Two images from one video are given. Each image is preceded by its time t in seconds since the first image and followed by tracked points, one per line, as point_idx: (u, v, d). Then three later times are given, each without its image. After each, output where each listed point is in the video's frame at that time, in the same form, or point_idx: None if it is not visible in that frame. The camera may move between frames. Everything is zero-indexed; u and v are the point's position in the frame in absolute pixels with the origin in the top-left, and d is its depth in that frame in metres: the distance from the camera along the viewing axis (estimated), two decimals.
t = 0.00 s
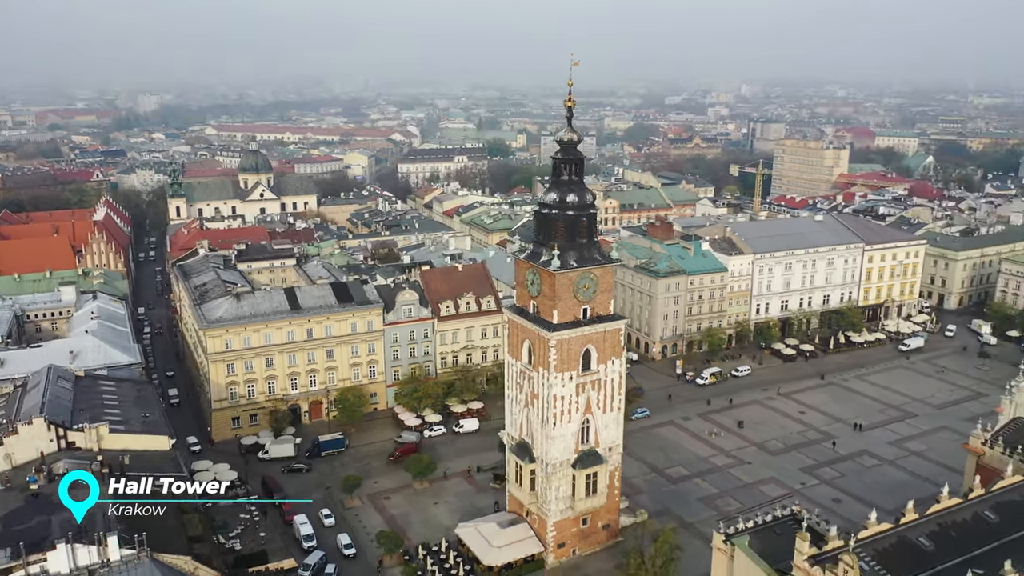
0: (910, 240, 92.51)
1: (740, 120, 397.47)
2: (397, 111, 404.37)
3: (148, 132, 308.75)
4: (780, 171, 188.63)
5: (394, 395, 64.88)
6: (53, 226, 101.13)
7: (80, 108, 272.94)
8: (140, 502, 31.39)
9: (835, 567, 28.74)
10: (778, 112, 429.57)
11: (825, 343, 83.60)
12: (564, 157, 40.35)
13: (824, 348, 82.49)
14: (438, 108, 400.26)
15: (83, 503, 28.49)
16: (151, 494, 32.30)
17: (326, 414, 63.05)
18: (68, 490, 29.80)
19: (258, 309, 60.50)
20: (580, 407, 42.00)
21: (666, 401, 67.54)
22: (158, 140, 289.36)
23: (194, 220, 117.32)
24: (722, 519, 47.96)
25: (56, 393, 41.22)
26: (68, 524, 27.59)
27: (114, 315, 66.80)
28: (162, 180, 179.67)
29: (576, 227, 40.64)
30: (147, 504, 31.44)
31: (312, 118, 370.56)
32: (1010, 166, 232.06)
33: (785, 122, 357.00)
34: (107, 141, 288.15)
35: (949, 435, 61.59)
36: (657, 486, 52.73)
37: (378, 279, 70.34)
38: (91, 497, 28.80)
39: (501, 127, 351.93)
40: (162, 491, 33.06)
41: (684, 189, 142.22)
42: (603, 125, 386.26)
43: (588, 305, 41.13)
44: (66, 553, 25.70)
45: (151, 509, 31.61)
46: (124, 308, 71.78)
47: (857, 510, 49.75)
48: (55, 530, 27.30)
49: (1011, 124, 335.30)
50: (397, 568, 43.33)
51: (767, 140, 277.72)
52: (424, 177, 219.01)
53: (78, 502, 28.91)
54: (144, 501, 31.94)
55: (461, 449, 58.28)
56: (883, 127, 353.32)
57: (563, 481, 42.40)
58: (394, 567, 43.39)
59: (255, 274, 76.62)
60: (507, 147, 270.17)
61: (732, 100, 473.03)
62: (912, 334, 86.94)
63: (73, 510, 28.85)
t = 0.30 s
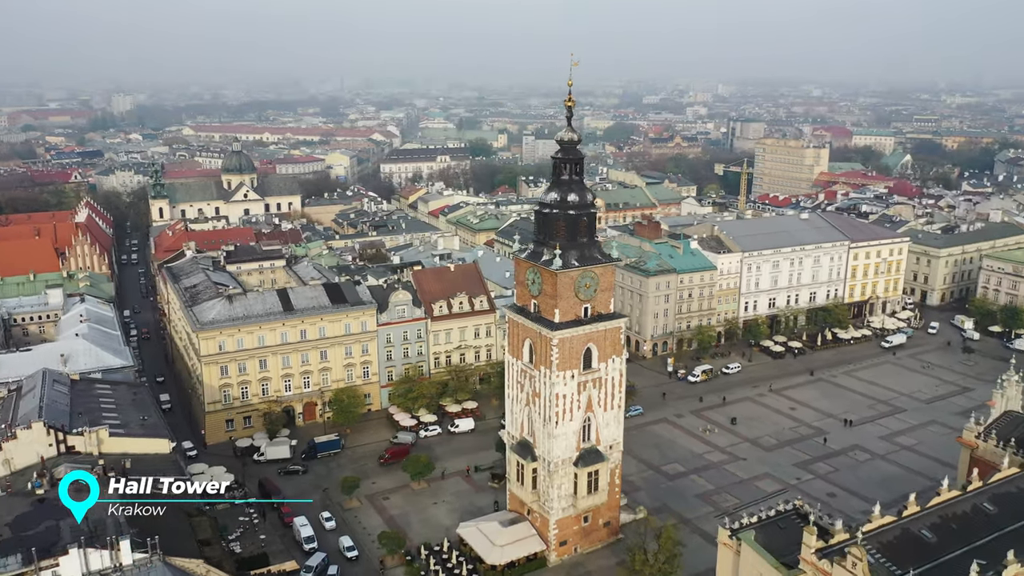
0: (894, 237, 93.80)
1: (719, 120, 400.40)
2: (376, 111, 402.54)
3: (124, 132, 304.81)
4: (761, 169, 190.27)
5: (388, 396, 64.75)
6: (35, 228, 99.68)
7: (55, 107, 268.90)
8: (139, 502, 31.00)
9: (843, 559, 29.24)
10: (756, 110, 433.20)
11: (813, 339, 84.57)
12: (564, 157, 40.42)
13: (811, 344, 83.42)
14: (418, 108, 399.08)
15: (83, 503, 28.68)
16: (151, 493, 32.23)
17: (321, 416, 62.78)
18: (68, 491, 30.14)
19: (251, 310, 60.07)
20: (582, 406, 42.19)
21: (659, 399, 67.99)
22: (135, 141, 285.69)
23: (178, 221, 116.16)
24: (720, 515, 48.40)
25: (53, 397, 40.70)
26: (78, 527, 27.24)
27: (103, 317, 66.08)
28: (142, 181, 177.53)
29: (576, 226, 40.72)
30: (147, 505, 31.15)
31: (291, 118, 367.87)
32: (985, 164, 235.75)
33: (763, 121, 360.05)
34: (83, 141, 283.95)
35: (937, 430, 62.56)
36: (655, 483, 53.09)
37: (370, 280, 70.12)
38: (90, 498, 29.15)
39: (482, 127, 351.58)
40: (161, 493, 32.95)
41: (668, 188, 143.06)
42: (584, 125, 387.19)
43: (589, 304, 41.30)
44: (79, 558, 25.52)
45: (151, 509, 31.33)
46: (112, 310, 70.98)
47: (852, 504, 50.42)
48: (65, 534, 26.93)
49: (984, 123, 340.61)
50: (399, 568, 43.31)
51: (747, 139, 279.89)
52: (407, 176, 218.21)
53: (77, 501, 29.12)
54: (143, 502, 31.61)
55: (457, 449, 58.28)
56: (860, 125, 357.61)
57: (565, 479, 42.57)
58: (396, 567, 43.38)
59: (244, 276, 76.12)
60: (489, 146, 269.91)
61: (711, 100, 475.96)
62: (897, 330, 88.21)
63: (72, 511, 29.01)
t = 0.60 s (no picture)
0: (884, 235, 94.77)
1: (704, 119, 402.37)
2: (362, 111, 401.30)
3: (107, 132, 301.52)
4: (749, 168, 191.47)
5: (386, 396, 64.69)
6: (22, 230, 98.65)
7: (37, 107, 265.86)
8: (140, 502, 30.87)
9: (852, 553, 29.60)
10: (741, 109, 435.71)
11: (805, 337, 85.33)
12: (567, 157, 40.55)
13: (804, 342, 84.12)
14: (404, 108, 398.05)
15: (82, 503, 28.81)
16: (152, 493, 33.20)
17: (318, 417, 62.61)
18: (67, 491, 30.74)
19: (248, 311, 59.81)
20: (585, 404, 42.38)
21: (656, 397, 68.33)
22: (118, 141, 282.85)
23: (168, 222, 115.29)
24: (721, 512, 48.75)
25: (55, 400, 40.42)
26: (92, 530, 27.00)
27: (97, 319, 65.62)
28: (127, 182, 175.93)
29: (580, 226, 40.84)
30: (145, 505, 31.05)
31: (276, 118, 365.56)
32: (967, 163, 238.48)
33: (748, 120, 362.27)
34: (65, 141, 280.72)
35: (931, 425, 63.31)
36: (655, 480, 53.41)
37: (366, 280, 70.00)
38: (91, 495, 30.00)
39: (469, 127, 351.51)
40: (161, 494, 33.17)
41: (658, 187, 143.56)
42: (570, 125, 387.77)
43: (593, 302, 41.46)
44: (94, 561, 25.28)
45: (151, 509, 31.25)
46: (106, 312, 70.47)
47: (850, 499, 50.93)
48: (80, 537, 26.71)
49: (966, 122, 344.67)
50: (403, 568, 43.31)
51: (733, 138, 281.53)
52: (395, 176, 217.69)
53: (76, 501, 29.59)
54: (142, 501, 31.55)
55: (457, 449, 58.29)
56: (843, 124, 360.74)
57: (570, 478, 42.75)
58: (401, 567, 43.40)
59: (238, 276, 75.84)
60: (476, 146, 269.77)
61: (696, 99, 478.04)
62: (887, 327, 89.14)
63: (74, 513, 29.16)
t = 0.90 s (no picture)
0: (873, 233, 95.83)
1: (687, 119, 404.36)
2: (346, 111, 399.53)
3: (88, 133, 297.88)
4: (735, 167, 192.68)
5: (384, 397, 64.61)
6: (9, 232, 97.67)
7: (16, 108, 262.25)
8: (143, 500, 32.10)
9: (863, 547, 29.94)
10: (724, 108, 438.33)
11: (797, 334, 86.14)
12: (572, 157, 40.74)
13: (796, 339, 84.89)
14: (387, 108, 396.79)
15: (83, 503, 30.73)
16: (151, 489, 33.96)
17: (317, 418, 62.45)
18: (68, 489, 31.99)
19: (246, 313, 59.52)
20: (591, 403, 42.59)
21: (652, 395, 68.72)
22: (100, 142, 279.68)
23: (156, 223, 114.36)
24: (723, 508, 49.15)
25: (57, 403, 40.00)
26: (109, 534, 26.84)
27: (91, 322, 65.06)
28: (112, 184, 174.12)
29: (586, 225, 41.08)
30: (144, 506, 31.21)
31: (259, 118, 362.82)
32: (949, 161, 241.38)
33: (731, 119, 364.32)
34: (45, 142, 277.08)
35: (924, 420, 64.15)
36: (656, 478, 53.75)
37: (362, 281, 69.88)
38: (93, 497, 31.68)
39: (454, 126, 351.02)
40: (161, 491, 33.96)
41: (647, 186, 144.19)
42: (555, 124, 388.23)
43: (598, 301, 41.69)
44: (112, 565, 25.17)
45: (152, 509, 31.07)
46: (99, 315, 69.88)
47: (849, 494, 51.53)
48: (96, 541, 26.54)
49: (946, 121, 348.93)
50: (410, 568, 43.35)
51: (718, 137, 283.15)
52: (382, 177, 217.04)
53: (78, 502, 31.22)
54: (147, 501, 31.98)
55: (457, 449, 58.34)
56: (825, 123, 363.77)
57: (575, 476, 42.93)
58: (407, 567, 43.46)
59: (233, 278, 75.43)
60: (462, 146, 269.34)
61: (679, 99, 480.17)
62: (877, 324, 90.14)
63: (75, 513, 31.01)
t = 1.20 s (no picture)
0: (861, 231, 96.86)
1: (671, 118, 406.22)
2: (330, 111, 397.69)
3: (68, 133, 294.29)
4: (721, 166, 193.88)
5: (382, 397, 64.55)
6: None
7: None
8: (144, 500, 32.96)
9: (873, 541, 30.33)
10: (707, 108, 440.77)
11: (789, 331, 86.92)
12: (576, 156, 40.91)
13: (788, 336, 85.65)
14: (370, 108, 395.43)
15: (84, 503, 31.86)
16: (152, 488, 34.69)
17: (315, 419, 62.29)
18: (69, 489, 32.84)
19: (244, 314, 59.21)
20: (595, 401, 42.80)
21: (649, 393, 69.13)
22: (81, 143, 276.49)
23: (144, 225, 113.38)
24: (724, 504, 49.56)
25: (60, 407, 39.66)
26: (125, 538, 26.64)
27: (85, 324, 64.48)
28: (95, 185, 172.27)
29: (590, 224, 41.28)
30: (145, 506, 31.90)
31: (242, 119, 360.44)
32: (930, 160, 244.47)
33: (715, 118, 366.52)
34: (24, 142, 273.38)
35: (917, 415, 65.00)
36: (657, 475, 54.09)
37: (358, 281, 69.72)
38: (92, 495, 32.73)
39: (439, 126, 350.52)
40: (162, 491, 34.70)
41: (636, 186, 144.88)
42: (539, 124, 388.74)
43: (602, 300, 41.91)
44: (131, 567, 25.00)
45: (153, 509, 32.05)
46: (92, 317, 69.27)
47: (847, 489, 52.12)
48: (113, 544, 26.36)
49: (925, 120, 353.25)
50: (416, 567, 43.39)
51: (702, 137, 284.80)
52: (369, 177, 216.47)
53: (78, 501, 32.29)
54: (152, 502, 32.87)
55: (457, 448, 58.40)
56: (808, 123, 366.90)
57: (580, 474, 43.14)
58: (414, 567, 43.48)
59: (226, 279, 75.00)
60: (448, 145, 269.09)
61: (662, 99, 482.81)
62: (867, 321, 91.15)
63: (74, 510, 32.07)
